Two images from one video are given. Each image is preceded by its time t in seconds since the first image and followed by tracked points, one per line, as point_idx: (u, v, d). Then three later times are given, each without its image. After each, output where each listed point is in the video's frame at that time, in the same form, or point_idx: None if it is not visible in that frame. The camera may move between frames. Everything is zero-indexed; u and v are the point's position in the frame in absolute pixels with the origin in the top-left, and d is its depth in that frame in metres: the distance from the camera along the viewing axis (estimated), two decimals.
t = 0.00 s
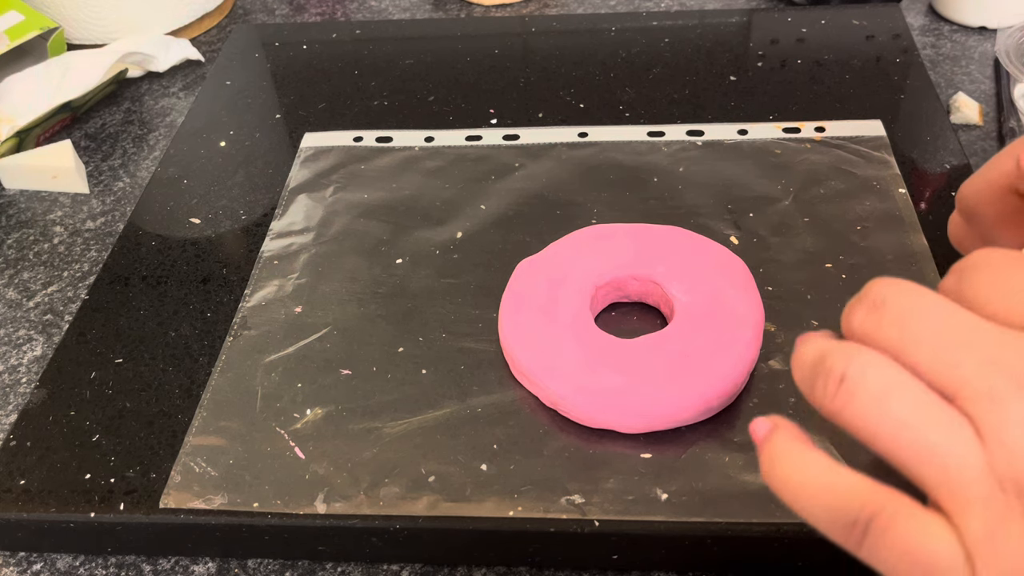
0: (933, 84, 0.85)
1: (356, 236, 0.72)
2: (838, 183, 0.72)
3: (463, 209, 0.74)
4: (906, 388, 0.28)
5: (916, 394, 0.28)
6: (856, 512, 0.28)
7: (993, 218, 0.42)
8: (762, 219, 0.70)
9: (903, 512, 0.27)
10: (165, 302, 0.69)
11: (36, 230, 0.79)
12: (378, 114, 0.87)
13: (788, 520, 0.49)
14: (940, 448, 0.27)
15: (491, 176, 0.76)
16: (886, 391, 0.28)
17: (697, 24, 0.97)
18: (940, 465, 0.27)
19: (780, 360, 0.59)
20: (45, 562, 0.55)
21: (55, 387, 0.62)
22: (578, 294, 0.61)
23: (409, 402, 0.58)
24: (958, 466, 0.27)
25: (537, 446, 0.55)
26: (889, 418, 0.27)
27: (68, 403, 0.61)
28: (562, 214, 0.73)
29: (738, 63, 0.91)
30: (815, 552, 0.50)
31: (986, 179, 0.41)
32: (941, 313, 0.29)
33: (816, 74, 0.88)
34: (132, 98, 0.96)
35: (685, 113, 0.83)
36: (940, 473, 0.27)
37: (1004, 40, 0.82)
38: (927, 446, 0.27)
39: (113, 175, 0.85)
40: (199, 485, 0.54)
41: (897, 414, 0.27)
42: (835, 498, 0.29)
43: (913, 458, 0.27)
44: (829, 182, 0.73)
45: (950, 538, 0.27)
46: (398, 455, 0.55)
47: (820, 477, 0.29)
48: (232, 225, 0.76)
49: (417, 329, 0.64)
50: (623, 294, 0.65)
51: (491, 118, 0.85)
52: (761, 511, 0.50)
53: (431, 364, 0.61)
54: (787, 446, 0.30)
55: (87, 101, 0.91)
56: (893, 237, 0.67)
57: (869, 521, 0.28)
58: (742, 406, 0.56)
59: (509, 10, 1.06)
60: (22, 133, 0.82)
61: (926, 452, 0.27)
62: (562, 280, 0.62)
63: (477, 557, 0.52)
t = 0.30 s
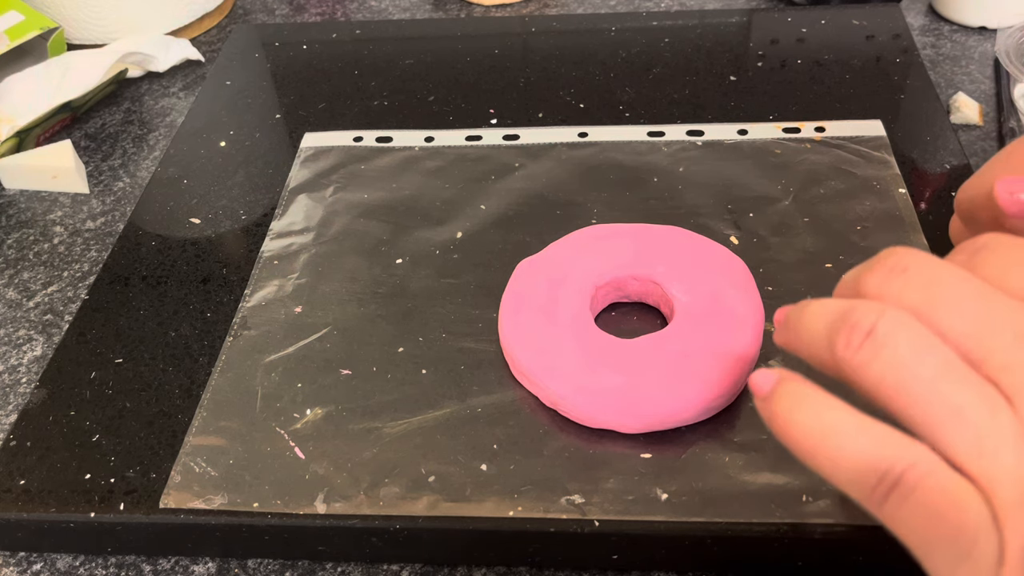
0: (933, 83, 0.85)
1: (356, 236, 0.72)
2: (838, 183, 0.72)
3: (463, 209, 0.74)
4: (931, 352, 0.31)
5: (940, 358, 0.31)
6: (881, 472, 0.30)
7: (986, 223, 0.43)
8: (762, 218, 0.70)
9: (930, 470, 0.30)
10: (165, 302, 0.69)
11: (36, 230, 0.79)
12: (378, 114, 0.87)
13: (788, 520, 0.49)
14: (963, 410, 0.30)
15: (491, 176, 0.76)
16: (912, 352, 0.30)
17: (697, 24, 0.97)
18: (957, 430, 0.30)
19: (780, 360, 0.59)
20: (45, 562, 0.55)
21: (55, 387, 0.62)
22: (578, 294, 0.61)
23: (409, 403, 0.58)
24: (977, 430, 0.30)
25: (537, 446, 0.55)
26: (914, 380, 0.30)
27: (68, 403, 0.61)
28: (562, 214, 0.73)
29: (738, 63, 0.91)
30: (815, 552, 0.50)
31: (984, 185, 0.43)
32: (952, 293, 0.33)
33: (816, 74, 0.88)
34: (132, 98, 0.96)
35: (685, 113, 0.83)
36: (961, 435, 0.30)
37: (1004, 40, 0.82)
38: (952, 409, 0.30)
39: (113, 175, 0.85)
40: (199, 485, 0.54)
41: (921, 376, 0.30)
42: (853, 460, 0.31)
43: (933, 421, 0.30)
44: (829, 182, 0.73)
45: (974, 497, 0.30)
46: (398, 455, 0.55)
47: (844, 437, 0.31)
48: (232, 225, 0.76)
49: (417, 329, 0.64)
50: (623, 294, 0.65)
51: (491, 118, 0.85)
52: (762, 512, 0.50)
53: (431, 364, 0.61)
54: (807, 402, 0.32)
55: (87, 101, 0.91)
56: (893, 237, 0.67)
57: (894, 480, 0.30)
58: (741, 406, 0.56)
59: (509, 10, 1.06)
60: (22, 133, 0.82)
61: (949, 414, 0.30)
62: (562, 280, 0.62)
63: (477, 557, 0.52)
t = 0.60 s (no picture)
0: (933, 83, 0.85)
1: (356, 236, 0.72)
2: (838, 183, 0.72)
3: (463, 209, 0.74)
4: (950, 348, 0.31)
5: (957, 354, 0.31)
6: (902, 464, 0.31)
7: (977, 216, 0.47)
8: (762, 218, 0.70)
9: (949, 461, 0.30)
10: (165, 302, 0.69)
11: (36, 230, 0.79)
12: (378, 114, 0.87)
13: (788, 520, 0.49)
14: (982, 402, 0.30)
15: (491, 176, 0.76)
16: (934, 345, 0.31)
17: (697, 24, 0.97)
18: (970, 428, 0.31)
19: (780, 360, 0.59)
20: (45, 562, 0.55)
21: (55, 387, 0.62)
22: (578, 294, 0.61)
23: (409, 403, 0.58)
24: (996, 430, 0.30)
25: (537, 446, 0.55)
26: (935, 372, 0.31)
27: (68, 403, 0.61)
28: (562, 214, 0.73)
29: (738, 63, 0.91)
30: (815, 551, 0.50)
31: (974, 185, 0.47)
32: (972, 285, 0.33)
33: (816, 74, 0.88)
34: (132, 98, 0.96)
35: (685, 113, 0.83)
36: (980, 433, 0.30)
37: (1004, 40, 0.82)
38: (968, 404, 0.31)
39: (113, 175, 0.85)
40: (199, 485, 0.54)
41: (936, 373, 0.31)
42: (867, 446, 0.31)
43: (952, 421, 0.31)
44: (829, 182, 0.72)
45: (993, 489, 0.30)
46: (398, 455, 0.55)
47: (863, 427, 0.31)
48: (232, 225, 0.76)
49: (417, 329, 0.64)
50: (623, 294, 0.65)
51: (491, 118, 0.85)
52: (762, 512, 0.50)
53: (431, 364, 0.61)
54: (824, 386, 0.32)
55: (87, 101, 0.91)
56: (893, 237, 0.67)
57: (915, 469, 0.31)
58: (742, 406, 0.56)
59: (509, 10, 1.06)
60: (22, 133, 0.82)
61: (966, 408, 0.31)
62: (562, 281, 0.62)
63: (477, 557, 0.52)
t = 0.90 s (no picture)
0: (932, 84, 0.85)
1: (356, 236, 0.72)
2: (838, 183, 0.72)
3: (464, 209, 0.74)
4: (899, 440, 0.37)
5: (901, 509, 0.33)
6: None
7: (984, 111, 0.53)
8: (762, 218, 0.70)
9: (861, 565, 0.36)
10: (165, 302, 0.69)
11: (36, 230, 0.79)
12: (378, 114, 0.87)
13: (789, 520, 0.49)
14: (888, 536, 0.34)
15: (491, 176, 0.76)
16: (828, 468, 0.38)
17: (697, 24, 0.97)
18: None
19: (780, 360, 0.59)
20: (45, 562, 0.55)
21: (55, 387, 0.62)
22: (578, 293, 0.61)
23: (409, 403, 0.58)
24: None
25: (538, 446, 0.55)
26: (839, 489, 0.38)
27: (68, 403, 0.61)
28: (562, 214, 0.73)
29: (738, 63, 0.91)
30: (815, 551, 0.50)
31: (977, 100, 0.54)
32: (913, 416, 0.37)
33: (816, 74, 0.88)
34: (132, 98, 0.96)
35: (685, 113, 0.83)
36: None
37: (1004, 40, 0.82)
38: None
39: (113, 175, 0.85)
40: (199, 485, 0.54)
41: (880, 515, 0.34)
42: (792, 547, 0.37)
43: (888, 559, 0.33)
44: (829, 182, 0.73)
45: None
46: (398, 455, 0.55)
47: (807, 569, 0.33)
48: (232, 225, 0.76)
49: (417, 329, 0.64)
50: (623, 294, 0.65)
51: (491, 118, 0.85)
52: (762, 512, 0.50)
53: (431, 364, 0.61)
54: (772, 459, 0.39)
55: (87, 101, 0.91)
56: (893, 237, 0.67)
57: None
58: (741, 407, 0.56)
59: (509, 10, 1.06)
60: (22, 133, 0.82)
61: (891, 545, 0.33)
62: (562, 281, 0.62)
63: (477, 557, 0.52)
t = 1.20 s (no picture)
0: (932, 84, 0.85)
1: (356, 236, 0.72)
2: (839, 183, 0.72)
3: (464, 209, 0.74)
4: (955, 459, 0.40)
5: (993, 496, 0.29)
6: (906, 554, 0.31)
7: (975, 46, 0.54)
8: (762, 218, 0.70)
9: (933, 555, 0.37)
10: (165, 302, 0.69)
11: (36, 230, 0.79)
12: (378, 114, 0.87)
13: (788, 520, 0.49)
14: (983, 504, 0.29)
15: (491, 176, 0.76)
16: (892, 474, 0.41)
17: (697, 24, 0.97)
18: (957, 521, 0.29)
19: (780, 360, 0.59)
20: (45, 562, 0.55)
21: (55, 387, 0.62)
22: (578, 293, 0.61)
23: (409, 403, 0.58)
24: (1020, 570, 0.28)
25: (537, 446, 0.55)
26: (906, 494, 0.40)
27: (68, 404, 0.61)
28: (562, 214, 0.73)
29: (738, 63, 0.91)
30: (815, 551, 0.50)
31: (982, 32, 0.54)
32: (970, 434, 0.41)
33: (816, 74, 0.88)
34: (132, 98, 0.96)
35: (685, 113, 0.83)
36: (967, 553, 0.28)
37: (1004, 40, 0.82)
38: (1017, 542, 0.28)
39: (113, 175, 0.85)
40: (199, 485, 0.54)
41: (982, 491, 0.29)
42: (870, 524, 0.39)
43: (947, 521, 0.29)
44: (829, 182, 0.73)
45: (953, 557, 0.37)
46: (398, 455, 0.55)
47: None
48: (232, 225, 0.76)
49: (417, 329, 0.64)
50: (623, 294, 0.65)
51: (491, 118, 0.85)
52: (762, 512, 0.50)
53: (431, 364, 0.61)
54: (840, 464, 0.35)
55: (87, 101, 0.91)
56: (893, 237, 0.67)
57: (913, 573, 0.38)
58: (741, 407, 0.56)
59: (509, 10, 1.06)
60: (22, 133, 0.82)
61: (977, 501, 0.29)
62: (562, 281, 0.62)
63: (477, 557, 0.53)
